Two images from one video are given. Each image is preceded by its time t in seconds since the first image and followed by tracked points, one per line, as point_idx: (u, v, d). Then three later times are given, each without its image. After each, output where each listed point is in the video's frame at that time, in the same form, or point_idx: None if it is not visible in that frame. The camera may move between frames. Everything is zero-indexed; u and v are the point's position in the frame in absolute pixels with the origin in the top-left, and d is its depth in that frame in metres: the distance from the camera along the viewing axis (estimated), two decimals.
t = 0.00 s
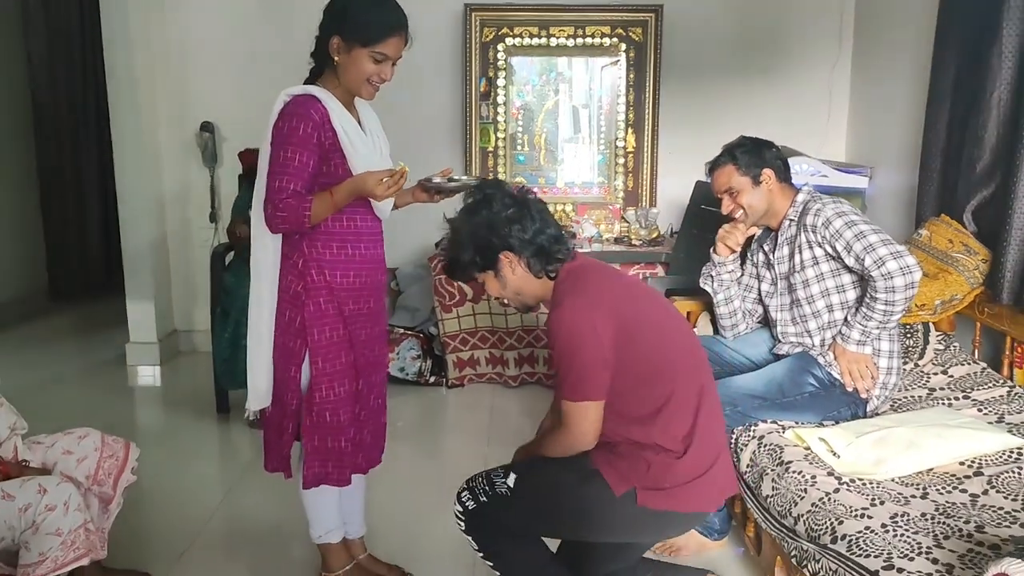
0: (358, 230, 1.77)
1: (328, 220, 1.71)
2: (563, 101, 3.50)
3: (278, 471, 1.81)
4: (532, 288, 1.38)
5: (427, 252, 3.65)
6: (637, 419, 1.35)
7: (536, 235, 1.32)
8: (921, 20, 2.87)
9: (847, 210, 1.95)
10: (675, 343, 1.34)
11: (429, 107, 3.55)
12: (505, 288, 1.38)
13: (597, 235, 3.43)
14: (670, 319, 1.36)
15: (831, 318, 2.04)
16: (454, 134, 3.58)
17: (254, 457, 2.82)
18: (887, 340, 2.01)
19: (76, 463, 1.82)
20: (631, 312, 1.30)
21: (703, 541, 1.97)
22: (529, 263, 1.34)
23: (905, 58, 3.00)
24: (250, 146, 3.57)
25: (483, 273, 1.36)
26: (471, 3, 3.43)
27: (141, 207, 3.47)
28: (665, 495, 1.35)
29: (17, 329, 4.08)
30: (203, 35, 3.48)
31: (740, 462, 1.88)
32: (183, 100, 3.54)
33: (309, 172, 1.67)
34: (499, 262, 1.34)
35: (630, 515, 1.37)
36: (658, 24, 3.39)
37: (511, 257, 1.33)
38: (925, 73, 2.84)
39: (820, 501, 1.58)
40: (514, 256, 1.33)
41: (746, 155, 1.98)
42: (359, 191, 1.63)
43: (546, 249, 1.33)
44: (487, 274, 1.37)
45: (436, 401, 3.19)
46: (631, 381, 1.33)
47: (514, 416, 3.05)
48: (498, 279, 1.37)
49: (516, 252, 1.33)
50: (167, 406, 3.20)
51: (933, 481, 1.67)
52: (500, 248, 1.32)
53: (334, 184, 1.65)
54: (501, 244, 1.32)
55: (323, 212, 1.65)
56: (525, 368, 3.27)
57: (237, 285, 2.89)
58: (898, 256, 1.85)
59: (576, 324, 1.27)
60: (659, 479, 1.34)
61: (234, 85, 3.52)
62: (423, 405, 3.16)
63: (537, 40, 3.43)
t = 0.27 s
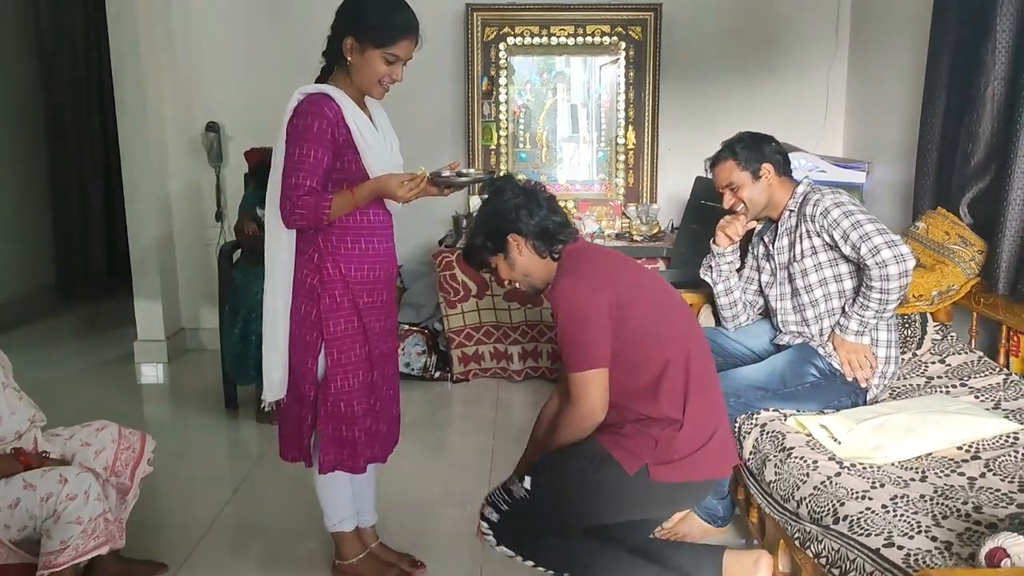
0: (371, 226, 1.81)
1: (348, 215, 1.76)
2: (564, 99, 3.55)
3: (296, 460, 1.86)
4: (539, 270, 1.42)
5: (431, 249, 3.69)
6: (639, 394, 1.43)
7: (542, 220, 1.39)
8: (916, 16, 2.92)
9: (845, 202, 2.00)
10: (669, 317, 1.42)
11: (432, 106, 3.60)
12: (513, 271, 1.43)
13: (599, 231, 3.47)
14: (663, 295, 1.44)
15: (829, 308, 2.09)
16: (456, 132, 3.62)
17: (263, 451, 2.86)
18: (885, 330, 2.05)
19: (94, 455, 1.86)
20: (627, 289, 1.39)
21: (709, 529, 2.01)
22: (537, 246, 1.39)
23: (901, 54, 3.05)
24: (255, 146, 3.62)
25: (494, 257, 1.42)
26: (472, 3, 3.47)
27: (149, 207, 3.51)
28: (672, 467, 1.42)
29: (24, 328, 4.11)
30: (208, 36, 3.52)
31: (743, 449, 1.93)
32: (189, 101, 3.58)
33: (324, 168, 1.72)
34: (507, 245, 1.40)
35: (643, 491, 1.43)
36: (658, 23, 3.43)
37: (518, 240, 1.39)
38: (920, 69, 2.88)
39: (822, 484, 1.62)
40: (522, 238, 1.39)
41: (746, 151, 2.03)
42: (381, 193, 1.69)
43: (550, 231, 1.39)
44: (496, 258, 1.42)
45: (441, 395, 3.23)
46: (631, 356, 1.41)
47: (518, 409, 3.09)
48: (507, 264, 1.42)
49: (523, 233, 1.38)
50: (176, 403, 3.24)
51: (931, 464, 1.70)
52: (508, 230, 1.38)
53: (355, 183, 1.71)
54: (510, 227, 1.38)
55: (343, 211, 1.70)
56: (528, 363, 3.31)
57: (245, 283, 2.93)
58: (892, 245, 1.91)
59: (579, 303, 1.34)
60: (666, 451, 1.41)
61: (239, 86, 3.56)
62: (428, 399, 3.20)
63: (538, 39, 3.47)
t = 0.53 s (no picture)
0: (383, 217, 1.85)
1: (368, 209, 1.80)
2: (565, 96, 3.58)
3: (313, 449, 1.89)
4: (546, 266, 1.45)
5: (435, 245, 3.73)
6: (632, 403, 1.44)
7: (550, 217, 1.41)
8: (913, 11, 2.96)
9: (844, 191, 2.04)
10: (657, 322, 1.40)
11: (435, 103, 3.63)
12: (524, 266, 1.45)
13: (601, 225, 3.51)
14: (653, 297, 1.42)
15: (828, 296, 2.13)
16: (459, 129, 3.66)
17: (271, 443, 2.90)
18: (885, 318, 2.09)
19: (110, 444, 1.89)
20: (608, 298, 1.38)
21: (713, 516, 2.06)
22: (544, 242, 1.42)
23: (898, 48, 3.09)
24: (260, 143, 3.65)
25: (505, 251, 1.44)
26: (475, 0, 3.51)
27: (155, 204, 3.55)
28: (668, 475, 1.43)
29: (32, 325, 4.15)
30: (213, 35, 3.55)
31: (746, 435, 1.97)
32: (194, 99, 3.61)
33: (341, 160, 1.75)
34: (516, 240, 1.42)
35: (646, 504, 1.44)
36: (659, 19, 3.47)
37: (526, 234, 1.41)
38: (918, 64, 2.92)
39: (825, 467, 1.66)
40: (531, 234, 1.41)
41: (746, 144, 2.07)
42: (402, 189, 1.77)
43: (557, 227, 1.41)
44: (507, 253, 1.44)
45: (446, 389, 3.27)
46: (618, 366, 1.42)
47: (522, 402, 3.13)
48: (518, 259, 1.44)
49: (532, 229, 1.40)
50: (183, 397, 3.27)
51: (931, 447, 1.74)
52: (517, 224, 1.40)
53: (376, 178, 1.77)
54: (519, 223, 1.40)
55: (364, 204, 1.75)
56: (532, 357, 3.35)
57: (253, 277, 2.97)
58: (890, 231, 1.95)
59: (557, 320, 1.37)
60: (660, 462, 1.42)
61: (243, 84, 3.60)
62: (433, 393, 3.24)
63: (539, 36, 3.51)
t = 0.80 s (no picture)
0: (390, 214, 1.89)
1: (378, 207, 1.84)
2: (563, 96, 3.62)
3: (322, 443, 1.93)
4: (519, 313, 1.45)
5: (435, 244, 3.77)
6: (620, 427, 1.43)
7: (514, 263, 1.40)
8: (907, 11, 3.00)
9: (834, 187, 2.08)
10: (630, 347, 1.38)
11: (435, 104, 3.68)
12: (498, 314, 1.45)
13: (600, 224, 3.56)
14: (622, 323, 1.40)
15: (822, 291, 2.17)
16: (459, 129, 3.70)
17: (275, 439, 2.94)
18: (878, 312, 2.13)
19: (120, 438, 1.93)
20: (577, 328, 1.37)
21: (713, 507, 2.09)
22: (512, 290, 1.41)
23: (893, 48, 3.13)
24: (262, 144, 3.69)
25: (479, 302, 1.44)
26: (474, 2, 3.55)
27: (159, 204, 3.59)
28: (667, 482, 1.42)
29: (35, 325, 4.19)
30: (215, 37, 3.59)
31: (743, 427, 2.01)
32: (197, 100, 3.65)
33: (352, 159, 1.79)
34: (486, 289, 1.42)
35: (647, 510, 1.44)
36: (656, 20, 3.52)
37: (494, 283, 1.41)
38: (912, 63, 2.96)
39: (820, 455, 1.70)
40: (499, 283, 1.41)
41: (741, 142, 2.11)
42: (415, 187, 1.82)
43: (524, 274, 1.41)
44: (481, 303, 1.44)
45: (447, 386, 3.31)
46: (599, 396, 1.41)
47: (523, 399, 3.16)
48: (491, 308, 1.44)
49: (499, 278, 1.40)
50: (187, 395, 3.31)
51: (924, 436, 1.78)
52: (485, 275, 1.40)
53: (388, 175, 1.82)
54: (484, 273, 1.40)
55: (378, 200, 1.80)
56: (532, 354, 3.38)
57: (256, 275, 3.00)
58: (877, 226, 1.99)
59: (518, 369, 1.40)
60: (658, 470, 1.41)
61: (245, 86, 3.63)
62: (435, 390, 3.27)
63: (539, 36, 3.55)
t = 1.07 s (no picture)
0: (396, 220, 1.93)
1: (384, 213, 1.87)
2: (561, 103, 3.66)
3: (330, 445, 1.96)
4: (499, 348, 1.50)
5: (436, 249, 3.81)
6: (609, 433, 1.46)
7: (484, 300, 1.47)
8: (901, 18, 3.04)
9: (831, 194, 2.12)
10: (605, 357, 1.42)
11: (435, 110, 3.72)
12: (478, 356, 1.51)
13: (599, 229, 3.59)
14: (594, 335, 1.44)
15: (820, 294, 2.21)
16: (459, 135, 3.74)
17: (279, 442, 2.97)
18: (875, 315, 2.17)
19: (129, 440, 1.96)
20: (549, 348, 1.42)
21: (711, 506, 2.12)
22: (488, 327, 1.47)
23: (887, 54, 3.17)
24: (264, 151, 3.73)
25: (458, 349, 1.49)
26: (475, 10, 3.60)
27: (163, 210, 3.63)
28: (660, 480, 1.45)
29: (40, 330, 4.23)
30: (218, 45, 3.63)
31: (742, 427, 2.04)
32: (200, 108, 3.69)
33: (360, 166, 1.83)
34: (462, 334, 1.48)
35: (642, 509, 1.46)
36: (654, 27, 3.56)
37: (469, 325, 1.47)
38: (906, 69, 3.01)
39: (818, 453, 1.73)
40: (474, 325, 1.47)
41: (736, 151, 2.15)
42: (426, 210, 1.87)
43: (494, 308, 1.47)
44: (461, 350, 1.49)
45: (448, 390, 3.34)
46: (582, 409, 1.45)
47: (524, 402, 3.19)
48: (470, 350, 1.50)
49: (473, 320, 1.46)
50: (191, 399, 3.34)
51: (919, 435, 1.81)
52: (458, 318, 1.46)
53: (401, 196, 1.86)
54: (457, 317, 1.46)
55: (389, 216, 1.84)
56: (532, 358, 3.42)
57: (260, 280, 3.03)
58: (875, 231, 2.03)
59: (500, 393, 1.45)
60: (650, 470, 1.44)
61: (248, 93, 3.67)
62: (436, 394, 3.31)
63: (538, 44, 3.59)
